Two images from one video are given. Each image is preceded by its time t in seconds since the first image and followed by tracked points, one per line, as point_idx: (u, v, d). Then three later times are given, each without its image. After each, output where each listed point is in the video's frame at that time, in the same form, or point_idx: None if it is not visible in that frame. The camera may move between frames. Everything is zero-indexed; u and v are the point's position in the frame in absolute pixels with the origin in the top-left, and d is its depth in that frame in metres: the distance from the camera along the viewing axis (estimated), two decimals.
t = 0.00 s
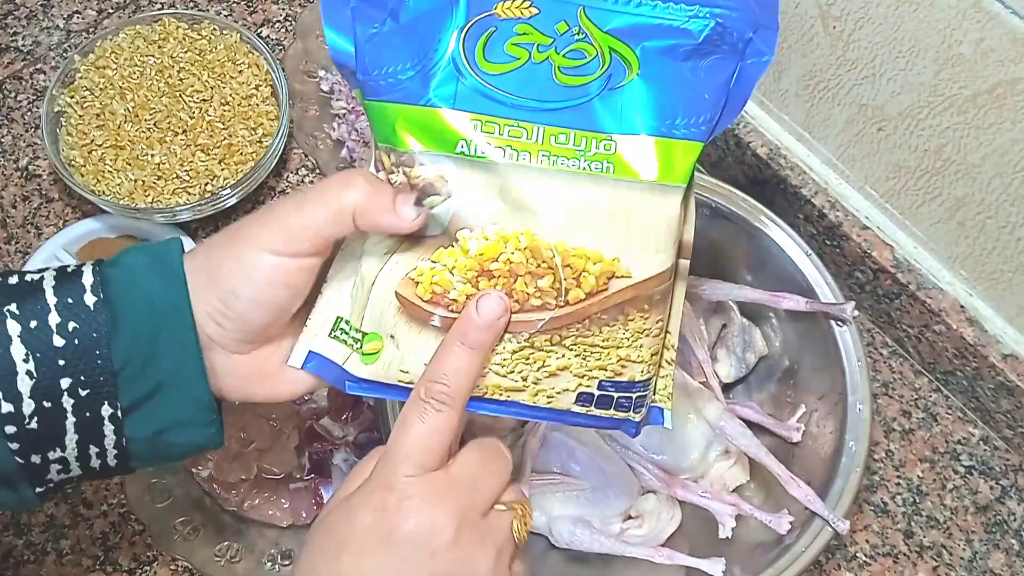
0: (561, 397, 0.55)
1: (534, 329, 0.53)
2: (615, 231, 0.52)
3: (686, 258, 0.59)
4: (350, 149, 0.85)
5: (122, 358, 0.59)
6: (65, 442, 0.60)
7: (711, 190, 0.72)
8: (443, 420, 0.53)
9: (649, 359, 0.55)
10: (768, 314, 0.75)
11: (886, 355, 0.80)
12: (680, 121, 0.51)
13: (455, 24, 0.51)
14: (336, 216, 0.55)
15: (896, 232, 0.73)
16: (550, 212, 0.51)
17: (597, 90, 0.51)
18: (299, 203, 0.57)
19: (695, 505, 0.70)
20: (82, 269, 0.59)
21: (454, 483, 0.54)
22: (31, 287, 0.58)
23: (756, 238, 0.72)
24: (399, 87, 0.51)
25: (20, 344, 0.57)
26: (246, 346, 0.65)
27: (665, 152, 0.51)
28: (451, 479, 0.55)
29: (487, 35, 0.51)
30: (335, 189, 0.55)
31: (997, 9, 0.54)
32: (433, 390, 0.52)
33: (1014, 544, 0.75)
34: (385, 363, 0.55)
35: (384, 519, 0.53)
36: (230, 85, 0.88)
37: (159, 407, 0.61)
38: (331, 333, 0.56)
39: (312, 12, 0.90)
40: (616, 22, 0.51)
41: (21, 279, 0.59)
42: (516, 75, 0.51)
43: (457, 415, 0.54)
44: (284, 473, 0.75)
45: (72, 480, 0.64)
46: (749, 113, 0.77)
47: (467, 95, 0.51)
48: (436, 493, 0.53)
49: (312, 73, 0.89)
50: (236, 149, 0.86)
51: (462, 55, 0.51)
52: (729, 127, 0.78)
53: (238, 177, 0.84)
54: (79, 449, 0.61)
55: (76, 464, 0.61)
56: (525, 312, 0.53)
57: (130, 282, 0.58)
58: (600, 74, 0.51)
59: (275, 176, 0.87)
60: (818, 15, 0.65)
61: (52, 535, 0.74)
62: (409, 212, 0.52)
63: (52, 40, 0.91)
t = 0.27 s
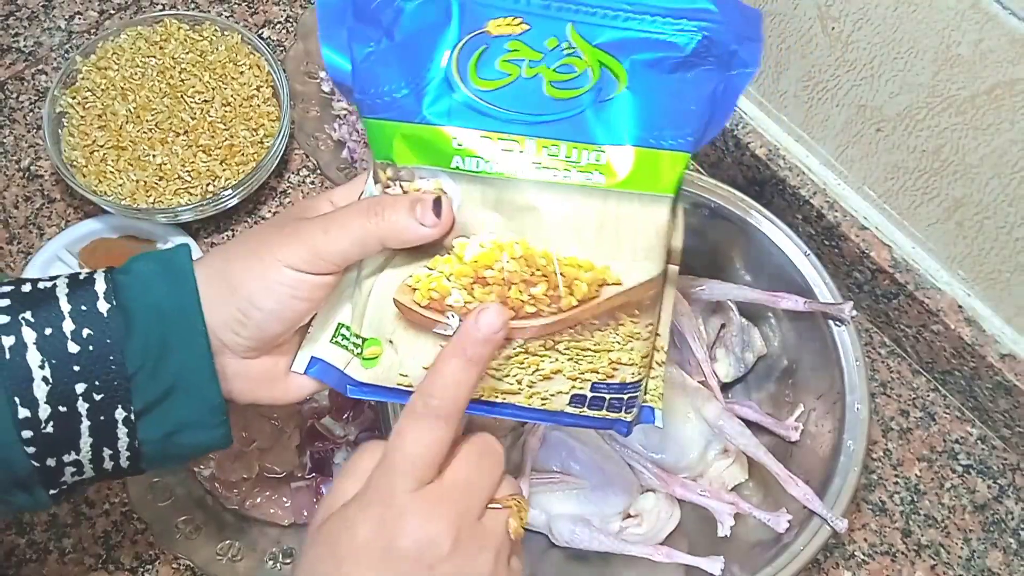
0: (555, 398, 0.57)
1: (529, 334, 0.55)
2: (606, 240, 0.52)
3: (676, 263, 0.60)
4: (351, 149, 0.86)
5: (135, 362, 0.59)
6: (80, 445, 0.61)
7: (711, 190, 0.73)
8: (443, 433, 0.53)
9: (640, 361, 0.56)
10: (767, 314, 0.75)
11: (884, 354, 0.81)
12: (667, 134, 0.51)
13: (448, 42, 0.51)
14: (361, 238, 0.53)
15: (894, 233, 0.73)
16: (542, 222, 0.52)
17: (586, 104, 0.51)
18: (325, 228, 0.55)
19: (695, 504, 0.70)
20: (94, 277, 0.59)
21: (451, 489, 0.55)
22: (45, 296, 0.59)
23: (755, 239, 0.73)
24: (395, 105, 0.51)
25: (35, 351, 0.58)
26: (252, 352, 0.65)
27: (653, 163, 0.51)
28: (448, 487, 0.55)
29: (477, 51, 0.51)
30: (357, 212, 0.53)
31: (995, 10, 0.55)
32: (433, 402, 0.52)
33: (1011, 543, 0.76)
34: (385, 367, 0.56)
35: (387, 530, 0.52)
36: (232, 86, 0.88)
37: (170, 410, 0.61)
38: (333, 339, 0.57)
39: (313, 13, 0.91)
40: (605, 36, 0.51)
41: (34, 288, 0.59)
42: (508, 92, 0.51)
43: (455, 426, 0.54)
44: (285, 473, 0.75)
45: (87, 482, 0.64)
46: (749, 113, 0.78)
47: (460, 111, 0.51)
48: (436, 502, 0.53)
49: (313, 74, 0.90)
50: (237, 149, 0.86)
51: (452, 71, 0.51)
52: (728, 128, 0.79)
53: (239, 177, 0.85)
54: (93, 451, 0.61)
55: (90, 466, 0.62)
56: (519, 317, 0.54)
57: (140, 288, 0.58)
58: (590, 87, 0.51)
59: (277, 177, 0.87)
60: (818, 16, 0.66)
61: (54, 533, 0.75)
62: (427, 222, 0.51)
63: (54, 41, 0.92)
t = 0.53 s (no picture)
0: (549, 397, 0.56)
1: (523, 334, 0.55)
2: (597, 242, 0.53)
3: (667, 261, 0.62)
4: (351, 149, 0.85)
5: (128, 368, 0.58)
6: (73, 452, 0.60)
7: (711, 190, 0.73)
8: (434, 420, 0.54)
9: (634, 359, 0.57)
10: (768, 314, 0.75)
11: (885, 355, 0.80)
12: (658, 130, 0.53)
13: (430, 42, 0.52)
14: (355, 233, 0.53)
15: (895, 232, 0.73)
16: (535, 223, 0.53)
17: (576, 100, 0.52)
18: (318, 223, 0.55)
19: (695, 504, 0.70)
20: (86, 281, 0.59)
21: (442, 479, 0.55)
22: (36, 302, 0.59)
23: (756, 238, 0.72)
24: (382, 106, 0.52)
25: (27, 359, 0.58)
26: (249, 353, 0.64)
27: (643, 160, 0.53)
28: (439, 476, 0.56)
29: (464, 51, 0.52)
30: (352, 205, 0.53)
31: (997, 10, 0.55)
32: (424, 392, 0.53)
33: (1013, 544, 0.75)
34: (378, 369, 0.56)
35: (379, 515, 0.53)
36: (231, 85, 0.88)
37: (165, 414, 0.60)
38: (325, 342, 0.58)
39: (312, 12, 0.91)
40: (591, 30, 0.52)
41: (25, 294, 0.59)
42: (496, 90, 0.52)
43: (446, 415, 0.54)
44: (284, 473, 0.75)
45: (81, 488, 0.64)
46: (749, 113, 0.77)
47: (448, 110, 0.52)
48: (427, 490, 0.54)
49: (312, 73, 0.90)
50: (236, 149, 0.86)
51: (440, 72, 0.52)
52: (729, 128, 0.78)
53: (238, 177, 0.84)
54: (87, 458, 0.61)
55: (84, 473, 0.62)
56: (513, 318, 0.54)
57: (133, 294, 0.58)
58: (577, 83, 0.52)
59: (276, 176, 0.87)
60: (818, 15, 0.66)
61: (52, 534, 0.75)
62: (418, 205, 0.51)
63: (52, 41, 0.91)
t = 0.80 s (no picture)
0: (549, 395, 0.57)
1: (520, 331, 0.55)
2: (593, 238, 0.53)
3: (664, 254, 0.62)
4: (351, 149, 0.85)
5: (124, 378, 0.59)
6: (69, 462, 0.60)
7: (711, 190, 0.73)
8: (436, 418, 0.54)
9: (632, 355, 0.57)
10: (768, 314, 0.75)
11: (885, 355, 0.80)
12: (650, 125, 0.52)
13: (420, 42, 0.51)
14: (349, 230, 0.54)
15: (895, 232, 0.73)
16: (530, 220, 0.53)
17: (567, 97, 0.51)
18: (312, 224, 0.56)
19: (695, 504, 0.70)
20: (80, 291, 0.59)
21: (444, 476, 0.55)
22: (30, 311, 0.59)
23: (754, 239, 0.72)
24: (374, 108, 0.52)
25: (22, 368, 0.58)
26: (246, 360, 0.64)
27: (636, 157, 0.52)
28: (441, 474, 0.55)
29: (454, 50, 0.51)
30: (346, 204, 0.54)
31: (997, 9, 0.54)
32: (425, 387, 0.53)
33: (1013, 544, 0.75)
34: (378, 373, 0.56)
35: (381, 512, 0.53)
36: (231, 85, 0.88)
37: (161, 424, 0.61)
38: (323, 348, 0.57)
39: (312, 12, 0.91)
40: (581, 28, 0.52)
41: (19, 303, 0.59)
42: (487, 88, 0.51)
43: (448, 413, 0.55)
44: (284, 473, 0.75)
45: (76, 499, 0.64)
46: (749, 113, 0.77)
47: (440, 110, 0.51)
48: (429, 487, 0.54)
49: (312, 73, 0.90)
50: (236, 149, 0.86)
51: (431, 71, 0.51)
52: (729, 128, 0.78)
53: (238, 177, 0.84)
54: (83, 468, 0.61)
55: (80, 483, 0.62)
56: (508, 316, 0.55)
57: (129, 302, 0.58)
58: (568, 80, 0.51)
59: (276, 176, 0.87)
60: (818, 15, 0.65)
61: (52, 535, 0.75)
62: (410, 199, 0.52)
63: (52, 41, 0.91)
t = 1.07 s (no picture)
0: (540, 389, 0.56)
1: (510, 326, 0.55)
2: (581, 231, 0.53)
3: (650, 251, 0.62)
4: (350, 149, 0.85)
5: (113, 380, 0.59)
6: (61, 464, 0.60)
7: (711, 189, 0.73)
8: (426, 419, 0.54)
9: (621, 347, 0.56)
10: (768, 314, 0.75)
11: (885, 355, 0.80)
12: (635, 120, 0.52)
13: (406, 41, 0.52)
14: (335, 224, 0.54)
15: (896, 232, 0.73)
16: (518, 214, 0.53)
17: (551, 94, 0.52)
18: (298, 218, 0.56)
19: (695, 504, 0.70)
20: (70, 293, 0.59)
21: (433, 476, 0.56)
22: (20, 314, 0.59)
23: (755, 239, 0.73)
24: (362, 107, 0.52)
25: (12, 371, 0.58)
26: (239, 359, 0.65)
27: (622, 152, 0.52)
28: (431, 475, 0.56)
29: (438, 48, 0.52)
30: (331, 199, 0.54)
31: (997, 9, 0.55)
32: (416, 389, 0.53)
33: (1013, 544, 0.75)
34: (369, 371, 0.56)
35: (370, 514, 0.54)
36: (230, 85, 0.88)
37: (152, 426, 0.61)
38: (313, 348, 0.57)
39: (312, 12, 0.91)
40: (564, 26, 0.52)
41: (9, 306, 0.59)
42: (472, 86, 0.52)
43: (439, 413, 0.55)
44: (284, 473, 0.75)
45: (70, 501, 0.64)
46: (749, 113, 0.77)
47: (426, 108, 0.51)
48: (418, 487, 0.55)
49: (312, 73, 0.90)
50: (236, 149, 0.86)
51: (416, 69, 0.51)
52: (729, 128, 0.78)
53: (238, 177, 0.84)
54: (75, 470, 0.61)
55: (73, 486, 0.62)
56: (499, 311, 0.55)
57: (120, 304, 0.58)
58: (553, 77, 0.52)
59: (276, 176, 0.87)
60: (818, 15, 0.65)
61: (52, 534, 0.75)
62: (395, 190, 0.52)
63: (52, 41, 0.92)
